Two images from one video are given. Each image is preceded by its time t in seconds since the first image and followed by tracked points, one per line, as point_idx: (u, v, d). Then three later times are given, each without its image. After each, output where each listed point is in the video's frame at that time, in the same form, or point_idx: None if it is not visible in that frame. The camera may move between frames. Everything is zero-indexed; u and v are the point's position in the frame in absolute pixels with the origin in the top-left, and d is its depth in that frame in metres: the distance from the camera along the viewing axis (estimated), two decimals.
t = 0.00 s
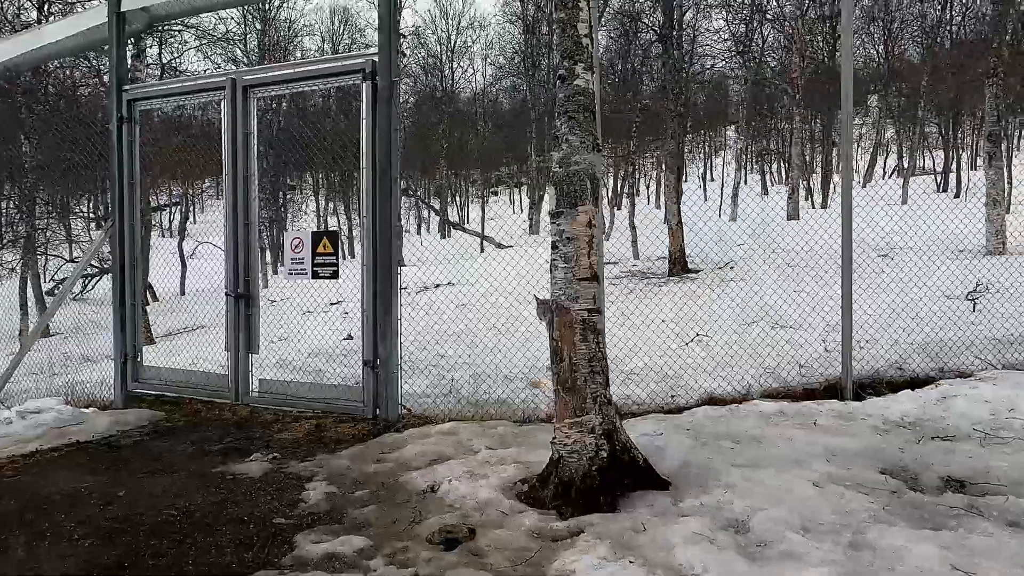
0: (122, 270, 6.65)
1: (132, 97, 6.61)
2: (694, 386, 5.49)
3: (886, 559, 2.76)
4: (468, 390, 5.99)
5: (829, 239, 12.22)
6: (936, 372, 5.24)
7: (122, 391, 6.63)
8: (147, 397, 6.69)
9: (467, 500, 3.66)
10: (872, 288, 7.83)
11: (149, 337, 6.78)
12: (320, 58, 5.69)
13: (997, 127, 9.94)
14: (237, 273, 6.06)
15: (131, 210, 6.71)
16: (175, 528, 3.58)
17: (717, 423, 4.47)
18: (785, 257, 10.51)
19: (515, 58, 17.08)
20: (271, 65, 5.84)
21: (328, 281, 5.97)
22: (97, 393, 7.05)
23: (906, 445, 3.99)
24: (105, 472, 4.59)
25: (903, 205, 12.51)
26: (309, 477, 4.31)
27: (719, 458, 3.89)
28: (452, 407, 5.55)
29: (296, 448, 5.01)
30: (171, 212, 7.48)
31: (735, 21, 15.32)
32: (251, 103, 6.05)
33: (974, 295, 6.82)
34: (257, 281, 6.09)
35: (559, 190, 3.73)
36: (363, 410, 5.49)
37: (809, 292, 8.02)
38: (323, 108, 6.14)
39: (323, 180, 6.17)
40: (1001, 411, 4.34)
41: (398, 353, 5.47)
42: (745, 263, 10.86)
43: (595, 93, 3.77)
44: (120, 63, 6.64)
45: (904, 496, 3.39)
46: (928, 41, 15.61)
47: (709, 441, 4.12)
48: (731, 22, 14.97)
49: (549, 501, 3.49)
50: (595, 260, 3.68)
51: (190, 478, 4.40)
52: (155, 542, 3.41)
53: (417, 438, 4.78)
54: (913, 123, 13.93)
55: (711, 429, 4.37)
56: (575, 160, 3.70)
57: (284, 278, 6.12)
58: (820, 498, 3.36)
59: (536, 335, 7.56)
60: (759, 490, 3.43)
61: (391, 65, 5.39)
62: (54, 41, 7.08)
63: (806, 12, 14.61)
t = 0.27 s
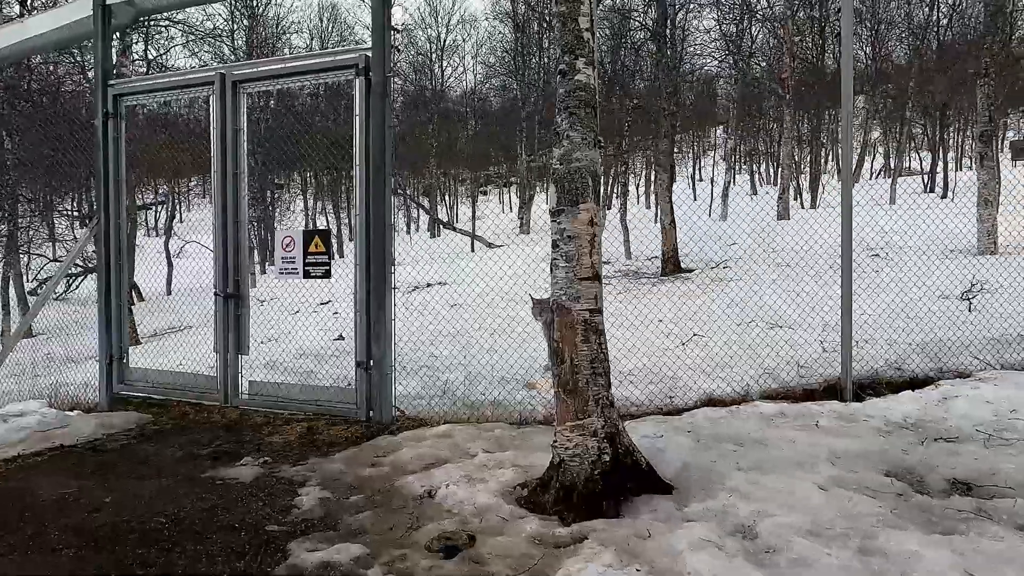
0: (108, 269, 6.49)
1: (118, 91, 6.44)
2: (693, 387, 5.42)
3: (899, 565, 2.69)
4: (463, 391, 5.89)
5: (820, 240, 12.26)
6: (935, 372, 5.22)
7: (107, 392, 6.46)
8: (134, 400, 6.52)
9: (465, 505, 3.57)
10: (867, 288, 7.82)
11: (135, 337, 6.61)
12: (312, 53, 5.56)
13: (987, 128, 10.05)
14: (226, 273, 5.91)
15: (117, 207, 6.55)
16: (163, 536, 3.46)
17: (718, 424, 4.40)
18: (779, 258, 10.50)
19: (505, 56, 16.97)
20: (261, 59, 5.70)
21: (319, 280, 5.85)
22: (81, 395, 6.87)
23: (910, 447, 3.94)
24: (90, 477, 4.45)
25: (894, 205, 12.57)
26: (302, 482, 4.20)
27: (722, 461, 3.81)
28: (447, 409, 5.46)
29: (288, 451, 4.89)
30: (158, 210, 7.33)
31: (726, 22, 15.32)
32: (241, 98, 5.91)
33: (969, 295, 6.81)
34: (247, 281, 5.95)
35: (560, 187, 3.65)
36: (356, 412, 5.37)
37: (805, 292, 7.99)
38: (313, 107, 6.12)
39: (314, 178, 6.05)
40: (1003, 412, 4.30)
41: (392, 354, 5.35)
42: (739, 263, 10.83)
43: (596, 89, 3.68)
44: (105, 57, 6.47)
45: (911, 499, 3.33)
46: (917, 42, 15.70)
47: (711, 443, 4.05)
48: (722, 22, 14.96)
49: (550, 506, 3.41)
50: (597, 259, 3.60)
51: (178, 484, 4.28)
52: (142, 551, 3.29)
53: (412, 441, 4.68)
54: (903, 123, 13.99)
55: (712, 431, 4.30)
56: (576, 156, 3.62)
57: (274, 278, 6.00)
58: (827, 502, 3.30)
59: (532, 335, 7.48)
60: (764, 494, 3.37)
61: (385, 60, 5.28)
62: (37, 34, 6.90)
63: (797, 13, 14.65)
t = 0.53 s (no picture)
0: (90, 267, 6.28)
1: (101, 85, 6.25)
2: (692, 388, 5.30)
3: None
4: (456, 392, 5.74)
5: (813, 239, 12.20)
6: (938, 372, 5.13)
7: (89, 395, 6.26)
8: (117, 402, 6.33)
9: (462, 514, 3.43)
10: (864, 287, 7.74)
11: (119, 337, 6.42)
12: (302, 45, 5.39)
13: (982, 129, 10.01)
14: (213, 272, 5.74)
15: (101, 205, 6.35)
16: (145, 548, 3.30)
17: (720, 428, 4.28)
18: (773, 258, 10.42)
19: (497, 53, 16.78)
20: (249, 52, 5.53)
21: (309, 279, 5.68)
22: (63, 398, 6.67)
23: (918, 452, 3.84)
24: (70, 485, 4.27)
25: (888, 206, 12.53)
26: (291, 489, 4.04)
27: (726, 467, 3.69)
28: (439, 411, 5.31)
29: (278, 456, 4.74)
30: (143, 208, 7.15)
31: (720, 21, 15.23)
32: (228, 91, 5.74)
33: (968, 294, 6.74)
34: (235, 280, 5.77)
35: (559, 183, 3.51)
36: (347, 415, 5.22)
37: (802, 291, 7.89)
38: (300, 104, 5.94)
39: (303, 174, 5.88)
40: (1011, 415, 4.21)
41: (384, 355, 5.20)
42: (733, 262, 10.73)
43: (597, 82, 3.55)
44: (88, 49, 6.27)
45: (923, 507, 3.23)
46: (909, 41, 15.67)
47: (714, 448, 3.94)
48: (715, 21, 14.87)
49: (550, 514, 3.28)
50: (597, 258, 3.47)
51: (162, 491, 4.11)
52: (122, 565, 3.13)
53: (406, 446, 4.53)
54: (896, 122, 13.94)
55: (715, 436, 4.18)
56: (577, 151, 3.47)
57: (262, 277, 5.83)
58: (837, 510, 3.18)
59: (526, 335, 7.35)
60: (772, 502, 3.25)
61: (377, 52, 5.12)
62: (16, 26, 6.67)
63: (791, 12, 14.58)
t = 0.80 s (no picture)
0: (70, 266, 6.07)
1: (82, 77, 6.04)
2: (692, 391, 5.16)
3: None
4: (449, 396, 5.57)
5: (808, 238, 12.11)
6: (942, 374, 5.03)
7: (70, 398, 6.06)
8: (99, 406, 6.13)
9: (458, 525, 3.28)
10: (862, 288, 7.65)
11: (101, 339, 6.21)
12: (291, 37, 5.22)
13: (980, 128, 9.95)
14: (198, 271, 5.55)
15: (82, 201, 6.14)
16: (123, 564, 3.13)
17: (723, 434, 4.14)
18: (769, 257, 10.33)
19: (488, 51, 16.57)
20: (236, 43, 5.35)
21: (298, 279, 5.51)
22: (43, 401, 6.46)
23: (928, 458, 3.73)
24: (47, 494, 4.09)
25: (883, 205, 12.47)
26: (278, 499, 3.87)
27: (733, 475, 3.56)
28: (432, 416, 5.12)
29: (265, 463, 4.57)
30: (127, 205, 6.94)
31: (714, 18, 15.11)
32: (214, 84, 5.55)
33: (969, 294, 6.65)
34: (221, 279, 5.59)
35: (559, 180, 3.36)
36: (337, 419, 5.06)
37: (800, 292, 7.79)
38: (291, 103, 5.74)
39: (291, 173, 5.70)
40: (1020, 418, 4.11)
41: (376, 358, 5.03)
42: (728, 262, 10.62)
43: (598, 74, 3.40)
44: (67, 40, 6.06)
45: (938, 516, 3.11)
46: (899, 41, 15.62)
47: (719, 455, 3.80)
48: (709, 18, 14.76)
49: (551, 526, 3.14)
50: (599, 258, 3.33)
51: (143, 501, 3.94)
52: None
53: (398, 453, 4.38)
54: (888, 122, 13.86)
55: (718, 441, 4.05)
56: (578, 147, 3.32)
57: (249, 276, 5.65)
58: (850, 521, 3.05)
59: (520, 335, 7.21)
60: (782, 513, 3.12)
61: (369, 44, 4.96)
62: None
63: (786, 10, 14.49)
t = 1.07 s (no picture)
0: (51, 265, 5.90)
1: (63, 71, 5.87)
2: (690, 393, 5.07)
3: None
4: (442, 398, 5.46)
5: (802, 238, 12.08)
6: (942, 375, 4.97)
7: (51, 401, 5.88)
8: (81, 409, 5.96)
9: (454, 534, 3.17)
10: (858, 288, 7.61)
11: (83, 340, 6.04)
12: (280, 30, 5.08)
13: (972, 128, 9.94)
14: (184, 270, 5.40)
15: (64, 199, 5.97)
16: None
17: (724, 437, 4.05)
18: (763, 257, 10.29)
19: (479, 49, 16.43)
20: (222, 36, 5.20)
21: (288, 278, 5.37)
22: (24, 405, 6.27)
23: (933, 461, 3.66)
24: (26, 503, 3.94)
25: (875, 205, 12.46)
26: (267, 506, 3.75)
27: (736, 480, 3.47)
28: (425, 419, 5.01)
29: (254, 468, 4.43)
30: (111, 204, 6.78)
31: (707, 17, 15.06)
32: (200, 79, 5.40)
33: (965, 294, 6.61)
34: (208, 279, 5.43)
35: (559, 177, 3.25)
36: (327, 423, 4.93)
37: (797, 292, 7.73)
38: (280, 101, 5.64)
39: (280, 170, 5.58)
40: None
41: (368, 359, 4.90)
42: (721, 261, 10.56)
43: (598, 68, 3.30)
44: (48, 33, 5.89)
45: (948, 522, 3.03)
46: (889, 42, 15.63)
47: (721, 459, 3.71)
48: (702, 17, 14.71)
49: (551, 535, 3.03)
50: (600, 258, 3.23)
51: (127, 509, 3.80)
52: None
53: (391, 457, 4.26)
54: (879, 122, 13.86)
55: (719, 445, 3.96)
56: (578, 142, 3.21)
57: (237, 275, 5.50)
58: (858, 528, 2.97)
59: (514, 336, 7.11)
60: (789, 520, 3.04)
61: (360, 37, 4.83)
62: None
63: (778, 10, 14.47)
